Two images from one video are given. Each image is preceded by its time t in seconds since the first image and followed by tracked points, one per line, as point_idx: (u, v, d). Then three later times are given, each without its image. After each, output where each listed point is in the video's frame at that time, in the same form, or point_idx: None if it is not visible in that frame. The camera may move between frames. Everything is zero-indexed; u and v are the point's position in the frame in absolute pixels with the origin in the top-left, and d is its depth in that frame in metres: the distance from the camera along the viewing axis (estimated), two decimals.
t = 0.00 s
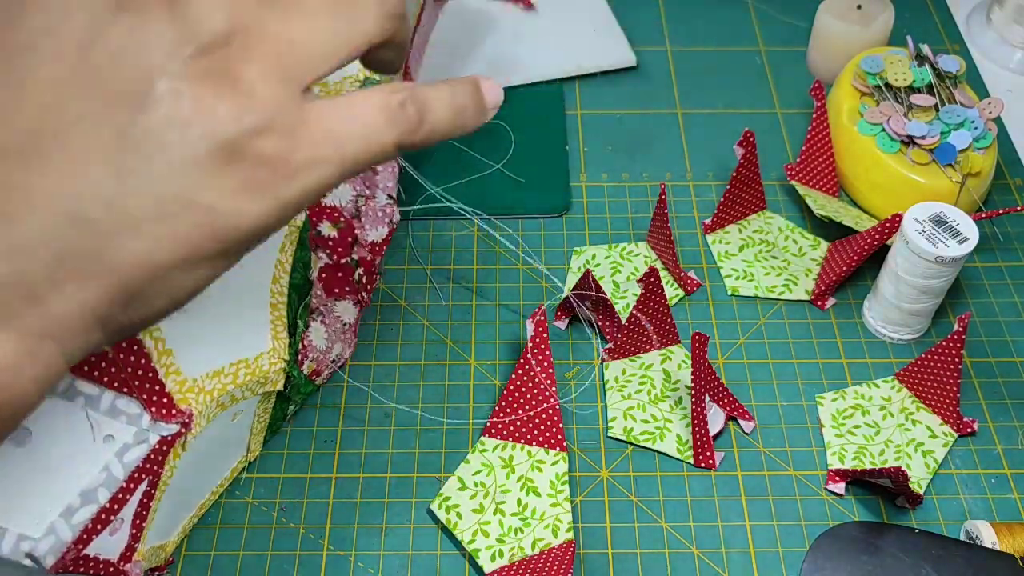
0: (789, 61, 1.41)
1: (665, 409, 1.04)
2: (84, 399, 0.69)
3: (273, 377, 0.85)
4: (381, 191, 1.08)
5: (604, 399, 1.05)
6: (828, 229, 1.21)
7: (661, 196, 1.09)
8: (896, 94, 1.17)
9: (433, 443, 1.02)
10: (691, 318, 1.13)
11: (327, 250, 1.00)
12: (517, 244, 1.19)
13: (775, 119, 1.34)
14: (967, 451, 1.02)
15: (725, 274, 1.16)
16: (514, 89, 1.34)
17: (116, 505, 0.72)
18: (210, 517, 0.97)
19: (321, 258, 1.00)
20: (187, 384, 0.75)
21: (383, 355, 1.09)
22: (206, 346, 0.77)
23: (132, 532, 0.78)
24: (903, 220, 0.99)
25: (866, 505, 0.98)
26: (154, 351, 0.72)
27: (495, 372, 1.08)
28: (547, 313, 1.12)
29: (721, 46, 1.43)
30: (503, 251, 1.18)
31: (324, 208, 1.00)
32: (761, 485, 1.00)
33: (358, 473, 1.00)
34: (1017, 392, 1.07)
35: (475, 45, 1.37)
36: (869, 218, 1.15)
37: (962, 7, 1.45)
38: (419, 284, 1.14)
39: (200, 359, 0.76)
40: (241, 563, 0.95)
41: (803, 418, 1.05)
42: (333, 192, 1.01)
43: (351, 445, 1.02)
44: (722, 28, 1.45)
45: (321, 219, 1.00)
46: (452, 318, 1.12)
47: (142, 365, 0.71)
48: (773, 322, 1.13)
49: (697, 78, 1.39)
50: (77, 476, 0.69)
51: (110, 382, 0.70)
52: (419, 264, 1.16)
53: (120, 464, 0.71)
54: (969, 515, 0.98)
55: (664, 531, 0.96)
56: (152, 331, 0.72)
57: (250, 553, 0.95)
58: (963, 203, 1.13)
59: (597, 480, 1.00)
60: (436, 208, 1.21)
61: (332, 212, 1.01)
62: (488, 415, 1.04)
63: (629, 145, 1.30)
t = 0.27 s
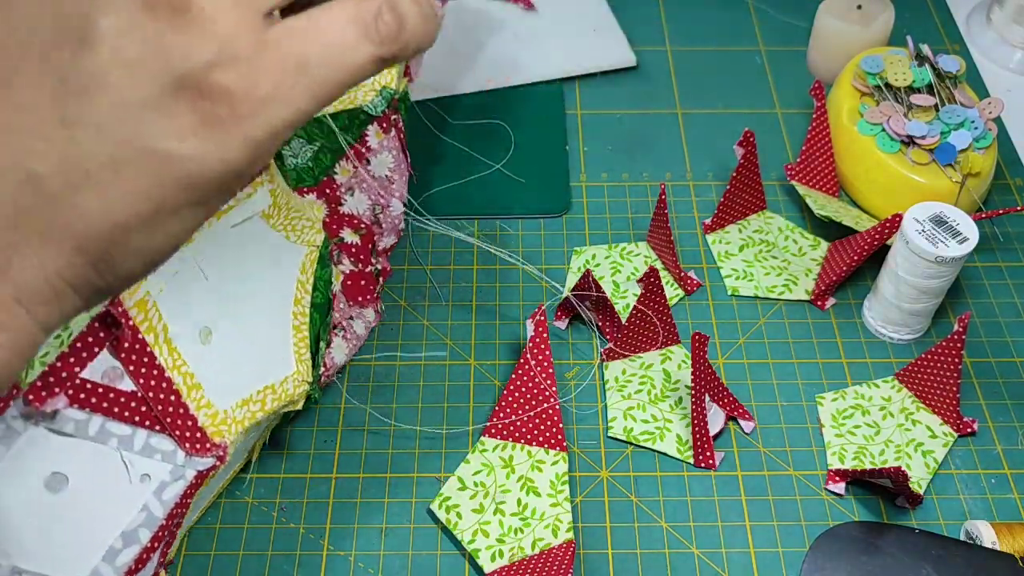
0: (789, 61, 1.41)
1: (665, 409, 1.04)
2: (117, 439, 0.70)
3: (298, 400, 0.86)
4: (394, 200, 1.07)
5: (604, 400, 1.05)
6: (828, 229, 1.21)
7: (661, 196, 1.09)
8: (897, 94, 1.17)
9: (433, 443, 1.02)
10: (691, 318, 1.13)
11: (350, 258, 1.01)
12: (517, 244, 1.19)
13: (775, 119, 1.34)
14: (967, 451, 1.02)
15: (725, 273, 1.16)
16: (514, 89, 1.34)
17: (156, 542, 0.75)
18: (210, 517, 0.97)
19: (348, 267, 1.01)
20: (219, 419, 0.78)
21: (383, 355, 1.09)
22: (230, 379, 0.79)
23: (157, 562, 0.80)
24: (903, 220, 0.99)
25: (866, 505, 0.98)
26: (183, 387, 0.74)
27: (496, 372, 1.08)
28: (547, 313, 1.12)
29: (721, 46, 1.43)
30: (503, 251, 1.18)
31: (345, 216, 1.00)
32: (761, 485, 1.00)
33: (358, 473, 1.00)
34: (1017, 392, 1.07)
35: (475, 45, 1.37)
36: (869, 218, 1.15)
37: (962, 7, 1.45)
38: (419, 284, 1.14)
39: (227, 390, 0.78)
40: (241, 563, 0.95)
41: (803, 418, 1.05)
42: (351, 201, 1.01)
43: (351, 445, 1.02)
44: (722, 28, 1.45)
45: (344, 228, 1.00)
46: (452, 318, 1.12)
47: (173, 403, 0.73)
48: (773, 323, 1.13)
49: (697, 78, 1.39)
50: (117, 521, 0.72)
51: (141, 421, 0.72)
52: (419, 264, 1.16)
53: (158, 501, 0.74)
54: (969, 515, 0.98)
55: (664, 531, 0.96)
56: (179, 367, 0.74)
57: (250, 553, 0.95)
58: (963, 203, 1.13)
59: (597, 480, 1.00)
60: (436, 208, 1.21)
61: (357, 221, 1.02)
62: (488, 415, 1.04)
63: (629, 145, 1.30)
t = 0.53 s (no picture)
0: (789, 61, 1.41)
1: (665, 409, 1.04)
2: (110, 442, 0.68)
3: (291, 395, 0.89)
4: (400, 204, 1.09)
5: (604, 400, 1.05)
6: (828, 229, 1.21)
7: (661, 196, 1.09)
8: (897, 94, 1.17)
9: (433, 443, 1.02)
10: (691, 318, 1.13)
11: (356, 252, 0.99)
12: (517, 244, 1.19)
13: (775, 119, 1.34)
14: (967, 452, 1.02)
15: (725, 273, 1.16)
16: (515, 89, 1.34)
17: (149, 544, 0.73)
18: (211, 517, 0.97)
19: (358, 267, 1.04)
20: (213, 418, 0.75)
21: (383, 355, 1.09)
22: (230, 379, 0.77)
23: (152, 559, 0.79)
24: (903, 220, 0.99)
25: (866, 505, 0.98)
26: (181, 391, 0.71)
27: (495, 372, 1.08)
28: (547, 313, 1.12)
29: (721, 46, 1.43)
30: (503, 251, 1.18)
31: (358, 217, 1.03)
32: (761, 485, 1.00)
33: (358, 473, 1.00)
34: (1017, 392, 1.07)
35: (475, 45, 1.37)
36: (869, 218, 1.15)
37: (962, 7, 1.45)
38: (419, 284, 1.14)
39: (224, 390, 0.76)
40: (242, 563, 0.95)
41: (802, 418, 1.05)
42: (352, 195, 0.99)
43: (351, 444, 1.02)
44: (722, 28, 1.45)
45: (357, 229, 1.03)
46: (451, 318, 1.12)
47: (170, 408, 0.70)
48: (773, 323, 1.13)
49: (697, 78, 1.39)
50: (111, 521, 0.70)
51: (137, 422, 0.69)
52: (420, 264, 1.16)
53: (152, 503, 0.72)
54: (969, 516, 0.98)
55: (664, 531, 0.96)
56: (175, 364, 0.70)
57: (250, 553, 0.95)
58: (964, 203, 1.13)
59: (597, 480, 1.00)
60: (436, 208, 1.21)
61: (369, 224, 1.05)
62: (487, 415, 1.04)
63: (629, 145, 1.30)
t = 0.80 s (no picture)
0: (789, 61, 1.41)
1: (665, 409, 1.04)
2: (155, 490, 0.69)
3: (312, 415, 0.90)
4: (394, 206, 1.09)
5: (604, 400, 1.05)
6: (828, 229, 1.21)
7: (661, 196, 1.09)
8: (897, 94, 1.17)
9: (433, 443, 1.02)
10: (691, 318, 1.13)
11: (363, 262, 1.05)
12: (517, 244, 1.19)
13: (775, 119, 1.34)
14: (967, 452, 1.02)
15: (725, 273, 1.16)
16: (514, 89, 1.34)
17: None
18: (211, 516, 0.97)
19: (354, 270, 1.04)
20: (251, 456, 0.79)
21: (383, 355, 1.09)
22: (258, 413, 0.80)
23: None
24: (903, 220, 0.99)
25: (866, 505, 0.98)
26: (215, 430, 0.73)
27: (495, 372, 1.08)
28: (547, 313, 1.12)
29: (722, 46, 1.43)
30: (503, 251, 1.18)
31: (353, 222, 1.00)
32: (761, 485, 1.00)
33: (358, 473, 1.00)
34: (1017, 392, 1.07)
35: (475, 45, 1.37)
36: (869, 218, 1.15)
37: (962, 7, 1.45)
38: (419, 284, 1.14)
39: (253, 425, 0.79)
40: (242, 563, 0.95)
41: (802, 418, 1.05)
42: (354, 209, 1.00)
43: (351, 445, 1.02)
44: (722, 29, 1.45)
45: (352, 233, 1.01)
46: (451, 318, 1.12)
47: (206, 447, 0.72)
48: (773, 323, 1.13)
49: (697, 79, 1.39)
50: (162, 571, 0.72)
51: (178, 470, 0.71)
52: (420, 264, 1.16)
53: (200, 546, 0.74)
54: (969, 515, 0.98)
55: (664, 531, 0.96)
56: (210, 412, 0.72)
57: (250, 553, 0.95)
58: (964, 203, 1.13)
59: (597, 480, 1.00)
60: (436, 209, 1.21)
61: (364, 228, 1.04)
62: (488, 415, 1.04)
63: (629, 146, 1.30)
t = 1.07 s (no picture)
0: (789, 61, 1.40)
1: (665, 409, 1.04)
2: (149, 493, 0.69)
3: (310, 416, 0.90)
4: (393, 202, 1.04)
5: (604, 400, 1.05)
6: (828, 228, 1.21)
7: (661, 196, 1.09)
8: (897, 94, 1.17)
9: (433, 443, 1.02)
10: (691, 318, 1.13)
11: (365, 258, 1.02)
12: (517, 244, 1.19)
13: (775, 119, 1.34)
14: (967, 452, 1.02)
15: (725, 273, 1.16)
16: (514, 90, 1.34)
17: None
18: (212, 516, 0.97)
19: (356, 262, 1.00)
20: (246, 460, 0.78)
21: (383, 355, 1.09)
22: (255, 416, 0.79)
23: None
24: (903, 220, 0.99)
25: (866, 505, 0.98)
26: (212, 433, 0.71)
27: (495, 372, 1.08)
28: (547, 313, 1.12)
29: (722, 46, 1.43)
30: (503, 251, 1.18)
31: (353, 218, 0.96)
32: (761, 485, 1.00)
33: (358, 473, 1.00)
34: (1017, 392, 1.07)
35: (475, 45, 1.37)
36: (869, 218, 1.15)
37: (962, 7, 1.45)
38: (419, 284, 1.14)
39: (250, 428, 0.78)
40: (242, 563, 0.95)
41: (802, 418, 1.05)
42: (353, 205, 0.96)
43: (351, 444, 1.02)
44: (722, 29, 1.45)
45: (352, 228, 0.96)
46: (451, 318, 1.12)
47: (202, 451, 0.71)
48: (773, 323, 1.13)
49: (697, 79, 1.39)
50: (155, 573, 0.72)
51: (174, 473, 0.70)
52: (420, 264, 1.16)
53: (192, 549, 0.74)
54: (969, 516, 0.98)
55: (664, 531, 0.96)
56: (209, 415, 0.70)
57: (250, 553, 0.95)
58: (964, 203, 1.13)
59: (597, 480, 1.00)
60: (436, 208, 1.21)
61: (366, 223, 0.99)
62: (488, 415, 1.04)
63: (628, 146, 1.30)
